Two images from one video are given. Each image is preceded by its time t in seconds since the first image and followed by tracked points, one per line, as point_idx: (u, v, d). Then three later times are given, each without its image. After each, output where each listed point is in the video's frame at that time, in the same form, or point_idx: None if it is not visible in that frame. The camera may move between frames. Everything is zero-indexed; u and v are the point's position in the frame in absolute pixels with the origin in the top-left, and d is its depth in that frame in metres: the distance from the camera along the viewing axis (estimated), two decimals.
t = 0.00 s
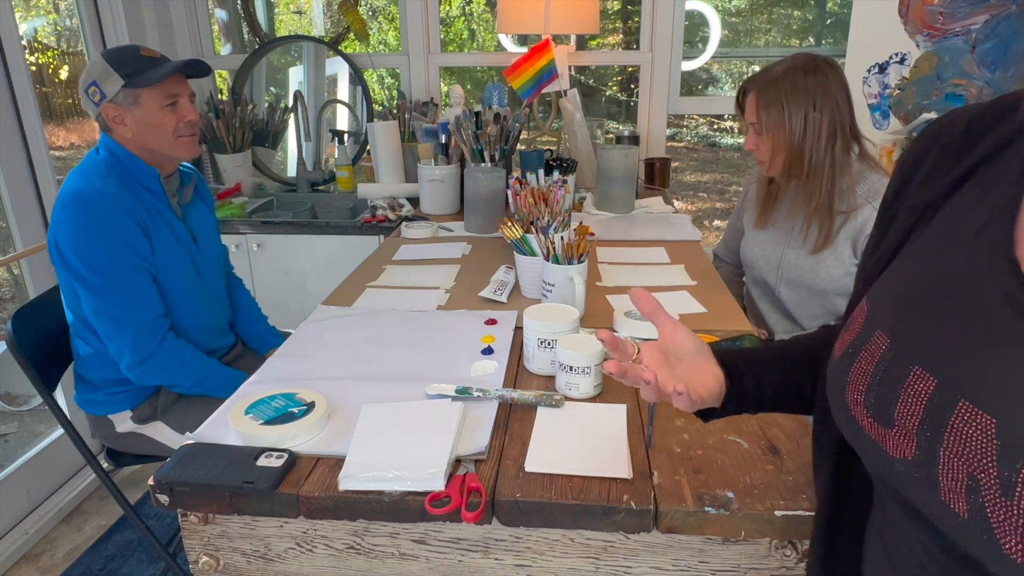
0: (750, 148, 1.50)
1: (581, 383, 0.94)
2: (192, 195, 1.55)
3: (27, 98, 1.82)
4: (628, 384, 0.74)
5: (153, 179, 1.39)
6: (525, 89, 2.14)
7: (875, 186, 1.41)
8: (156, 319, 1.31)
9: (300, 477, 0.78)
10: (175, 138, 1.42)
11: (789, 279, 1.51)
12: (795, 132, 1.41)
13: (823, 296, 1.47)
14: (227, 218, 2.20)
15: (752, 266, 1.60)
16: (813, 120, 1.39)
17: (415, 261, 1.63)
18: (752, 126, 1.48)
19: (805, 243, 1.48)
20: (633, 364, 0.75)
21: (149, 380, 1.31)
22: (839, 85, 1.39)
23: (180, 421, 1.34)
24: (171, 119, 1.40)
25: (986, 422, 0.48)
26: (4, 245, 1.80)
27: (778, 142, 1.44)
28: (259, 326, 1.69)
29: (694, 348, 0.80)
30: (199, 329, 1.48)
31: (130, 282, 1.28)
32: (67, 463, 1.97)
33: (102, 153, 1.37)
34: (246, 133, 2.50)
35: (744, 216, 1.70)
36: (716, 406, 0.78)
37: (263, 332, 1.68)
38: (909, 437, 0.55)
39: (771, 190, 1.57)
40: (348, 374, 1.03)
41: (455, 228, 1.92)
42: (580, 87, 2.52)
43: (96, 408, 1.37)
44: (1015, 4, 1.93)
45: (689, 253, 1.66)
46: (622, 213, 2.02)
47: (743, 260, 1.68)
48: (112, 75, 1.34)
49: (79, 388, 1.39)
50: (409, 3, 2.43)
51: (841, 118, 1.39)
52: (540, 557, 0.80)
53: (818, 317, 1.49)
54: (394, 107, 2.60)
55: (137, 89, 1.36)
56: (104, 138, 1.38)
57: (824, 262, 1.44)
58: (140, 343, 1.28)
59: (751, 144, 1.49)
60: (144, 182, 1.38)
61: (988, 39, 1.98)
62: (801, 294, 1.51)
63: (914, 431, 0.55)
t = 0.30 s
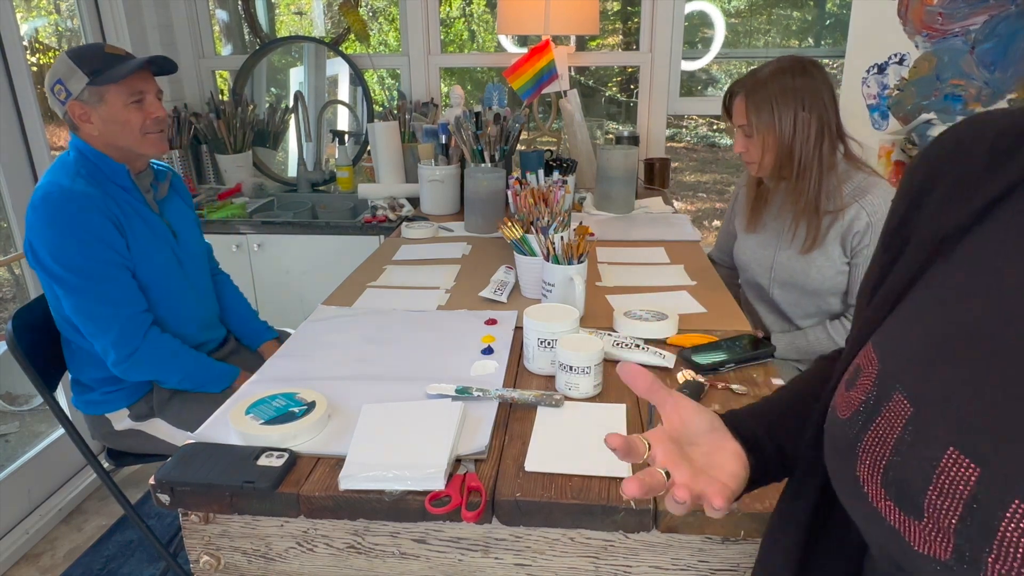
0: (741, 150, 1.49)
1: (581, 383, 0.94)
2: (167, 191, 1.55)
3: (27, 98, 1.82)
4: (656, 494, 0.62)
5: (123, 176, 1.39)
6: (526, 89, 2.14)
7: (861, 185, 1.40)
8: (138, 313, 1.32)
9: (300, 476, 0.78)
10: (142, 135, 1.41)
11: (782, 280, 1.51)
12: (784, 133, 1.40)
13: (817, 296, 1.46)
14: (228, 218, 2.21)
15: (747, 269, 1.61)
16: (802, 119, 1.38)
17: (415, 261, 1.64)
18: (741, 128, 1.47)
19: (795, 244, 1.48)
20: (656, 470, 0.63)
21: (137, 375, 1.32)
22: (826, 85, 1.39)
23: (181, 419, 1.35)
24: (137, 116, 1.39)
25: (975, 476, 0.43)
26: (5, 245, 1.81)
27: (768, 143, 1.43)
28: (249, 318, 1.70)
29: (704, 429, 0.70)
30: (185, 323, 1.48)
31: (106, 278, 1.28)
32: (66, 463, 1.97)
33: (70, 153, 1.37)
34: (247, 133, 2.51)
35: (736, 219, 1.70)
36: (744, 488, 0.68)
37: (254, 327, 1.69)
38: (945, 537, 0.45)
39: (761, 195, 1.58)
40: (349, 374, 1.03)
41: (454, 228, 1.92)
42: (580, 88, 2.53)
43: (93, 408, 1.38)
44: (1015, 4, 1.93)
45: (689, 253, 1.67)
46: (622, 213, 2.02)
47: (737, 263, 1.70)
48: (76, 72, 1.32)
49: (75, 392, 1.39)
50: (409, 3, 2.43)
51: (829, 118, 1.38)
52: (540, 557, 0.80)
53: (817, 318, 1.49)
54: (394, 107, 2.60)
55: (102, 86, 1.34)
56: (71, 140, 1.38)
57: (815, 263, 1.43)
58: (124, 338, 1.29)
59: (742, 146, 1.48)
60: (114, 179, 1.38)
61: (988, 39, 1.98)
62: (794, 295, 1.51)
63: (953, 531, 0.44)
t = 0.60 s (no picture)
0: (734, 149, 1.46)
1: (581, 383, 0.94)
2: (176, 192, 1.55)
3: (27, 98, 1.82)
4: None
5: (134, 176, 1.39)
6: (526, 89, 2.15)
7: (853, 184, 1.39)
8: (144, 314, 1.32)
9: (300, 476, 0.79)
10: (155, 136, 1.41)
11: (777, 280, 1.51)
12: (782, 132, 1.38)
13: (812, 295, 1.47)
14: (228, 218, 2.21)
15: (742, 270, 1.61)
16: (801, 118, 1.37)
17: (415, 261, 1.64)
18: (736, 126, 1.44)
19: (789, 244, 1.48)
20: None
21: (139, 375, 1.32)
22: (821, 85, 1.38)
23: (181, 418, 1.35)
24: (150, 118, 1.39)
25: None
26: (5, 245, 1.81)
27: (764, 142, 1.41)
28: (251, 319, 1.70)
29: None
30: (189, 324, 1.48)
31: (115, 278, 1.28)
32: (66, 464, 1.97)
33: (82, 152, 1.36)
34: (247, 133, 2.51)
35: (730, 219, 1.70)
36: None
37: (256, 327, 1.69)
38: None
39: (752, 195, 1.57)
40: (348, 374, 1.03)
41: (455, 228, 1.92)
42: (580, 88, 2.53)
43: (94, 407, 1.37)
44: (1014, 5, 2.04)
45: (689, 253, 1.67)
46: (622, 214, 2.03)
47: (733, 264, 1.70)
48: (90, 72, 1.32)
49: (76, 391, 1.38)
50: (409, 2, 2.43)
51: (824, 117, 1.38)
52: (540, 557, 0.80)
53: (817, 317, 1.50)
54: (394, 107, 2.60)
55: (116, 86, 1.35)
56: (83, 138, 1.38)
57: (809, 262, 1.44)
58: (129, 338, 1.29)
59: (735, 145, 1.45)
60: (126, 179, 1.38)
61: (988, 39, 2.10)
62: (790, 295, 1.51)
63: None
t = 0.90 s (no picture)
0: (775, 116, 1.41)
1: (581, 383, 0.94)
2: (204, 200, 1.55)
3: (27, 98, 1.82)
4: None
5: (170, 183, 1.40)
6: (526, 89, 2.15)
7: (853, 179, 1.41)
8: (162, 322, 1.30)
9: (300, 477, 0.78)
10: (197, 147, 1.42)
11: (781, 281, 1.51)
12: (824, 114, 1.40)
13: (815, 294, 1.47)
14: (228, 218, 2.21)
15: (743, 274, 1.59)
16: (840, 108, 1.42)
17: (414, 261, 1.64)
18: (779, 94, 1.41)
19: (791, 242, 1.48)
20: None
21: (150, 381, 1.31)
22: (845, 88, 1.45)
23: (181, 419, 1.35)
24: (194, 129, 1.40)
25: None
26: (5, 245, 1.81)
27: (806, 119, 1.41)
28: (258, 327, 1.70)
29: None
30: (201, 331, 1.47)
31: (141, 284, 1.27)
32: (66, 464, 1.97)
33: (122, 153, 1.37)
34: (247, 133, 2.51)
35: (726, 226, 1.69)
36: None
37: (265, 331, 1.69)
38: None
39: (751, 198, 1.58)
40: (348, 374, 1.03)
41: (455, 228, 1.92)
42: (580, 88, 2.53)
43: (100, 406, 1.38)
44: (1014, 5, 2.05)
45: (689, 253, 1.67)
46: (622, 214, 2.03)
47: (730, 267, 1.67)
48: (141, 78, 1.33)
49: (82, 386, 1.39)
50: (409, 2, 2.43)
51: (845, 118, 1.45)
52: (540, 557, 0.80)
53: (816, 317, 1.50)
54: (394, 107, 2.60)
55: (166, 96, 1.35)
56: (125, 138, 1.38)
57: (814, 261, 1.44)
58: (143, 344, 1.28)
59: (776, 112, 1.41)
60: (162, 185, 1.38)
61: (988, 39, 2.09)
62: (794, 296, 1.50)
63: None
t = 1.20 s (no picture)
0: (787, 114, 1.40)
1: (581, 383, 0.94)
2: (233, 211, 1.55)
3: (27, 98, 1.82)
4: None
5: (205, 195, 1.40)
6: (526, 89, 2.15)
7: (858, 179, 1.41)
8: (173, 331, 1.29)
9: (300, 477, 0.78)
10: (231, 162, 1.42)
11: (782, 280, 1.51)
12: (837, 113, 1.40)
13: (816, 294, 1.47)
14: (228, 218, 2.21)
15: (743, 270, 1.59)
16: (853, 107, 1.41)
17: (414, 261, 1.64)
18: (792, 92, 1.40)
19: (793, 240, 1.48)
20: None
21: (156, 386, 1.30)
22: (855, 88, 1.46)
23: (182, 420, 1.35)
24: (232, 144, 1.39)
25: None
26: (5, 245, 1.80)
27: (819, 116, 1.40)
28: (267, 334, 1.69)
29: None
30: (209, 339, 1.47)
31: (160, 292, 1.26)
32: (67, 464, 1.97)
33: (162, 158, 1.37)
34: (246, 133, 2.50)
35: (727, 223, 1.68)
36: None
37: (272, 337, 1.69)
38: None
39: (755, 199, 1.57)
40: (348, 374, 1.03)
41: (454, 228, 1.92)
42: (580, 88, 2.53)
43: (100, 403, 1.38)
44: (1014, 4, 2.05)
45: (689, 253, 1.67)
46: (622, 214, 2.03)
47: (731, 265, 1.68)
48: (186, 90, 1.31)
49: (86, 381, 1.41)
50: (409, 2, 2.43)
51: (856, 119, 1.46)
52: (540, 557, 0.80)
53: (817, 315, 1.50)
54: (394, 107, 2.60)
55: (208, 110, 1.34)
56: (167, 143, 1.38)
57: (815, 261, 1.44)
58: (151, 351, 1.27)
59: (789, 110, 1.40)
60: (196, 194, 1.39)
61: (988, 39, 2.09)
62: (795, 294, 1.50)
63: None
